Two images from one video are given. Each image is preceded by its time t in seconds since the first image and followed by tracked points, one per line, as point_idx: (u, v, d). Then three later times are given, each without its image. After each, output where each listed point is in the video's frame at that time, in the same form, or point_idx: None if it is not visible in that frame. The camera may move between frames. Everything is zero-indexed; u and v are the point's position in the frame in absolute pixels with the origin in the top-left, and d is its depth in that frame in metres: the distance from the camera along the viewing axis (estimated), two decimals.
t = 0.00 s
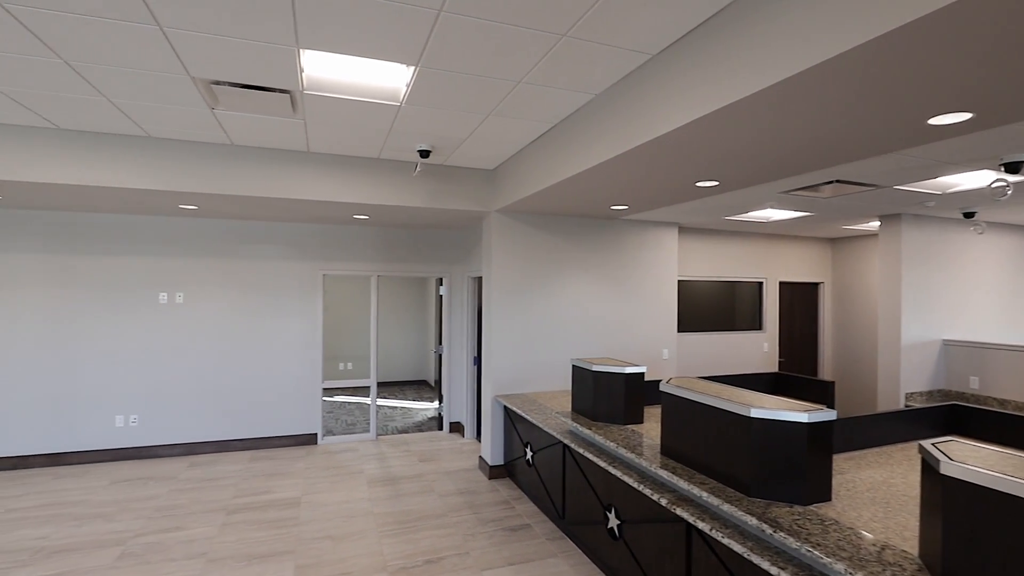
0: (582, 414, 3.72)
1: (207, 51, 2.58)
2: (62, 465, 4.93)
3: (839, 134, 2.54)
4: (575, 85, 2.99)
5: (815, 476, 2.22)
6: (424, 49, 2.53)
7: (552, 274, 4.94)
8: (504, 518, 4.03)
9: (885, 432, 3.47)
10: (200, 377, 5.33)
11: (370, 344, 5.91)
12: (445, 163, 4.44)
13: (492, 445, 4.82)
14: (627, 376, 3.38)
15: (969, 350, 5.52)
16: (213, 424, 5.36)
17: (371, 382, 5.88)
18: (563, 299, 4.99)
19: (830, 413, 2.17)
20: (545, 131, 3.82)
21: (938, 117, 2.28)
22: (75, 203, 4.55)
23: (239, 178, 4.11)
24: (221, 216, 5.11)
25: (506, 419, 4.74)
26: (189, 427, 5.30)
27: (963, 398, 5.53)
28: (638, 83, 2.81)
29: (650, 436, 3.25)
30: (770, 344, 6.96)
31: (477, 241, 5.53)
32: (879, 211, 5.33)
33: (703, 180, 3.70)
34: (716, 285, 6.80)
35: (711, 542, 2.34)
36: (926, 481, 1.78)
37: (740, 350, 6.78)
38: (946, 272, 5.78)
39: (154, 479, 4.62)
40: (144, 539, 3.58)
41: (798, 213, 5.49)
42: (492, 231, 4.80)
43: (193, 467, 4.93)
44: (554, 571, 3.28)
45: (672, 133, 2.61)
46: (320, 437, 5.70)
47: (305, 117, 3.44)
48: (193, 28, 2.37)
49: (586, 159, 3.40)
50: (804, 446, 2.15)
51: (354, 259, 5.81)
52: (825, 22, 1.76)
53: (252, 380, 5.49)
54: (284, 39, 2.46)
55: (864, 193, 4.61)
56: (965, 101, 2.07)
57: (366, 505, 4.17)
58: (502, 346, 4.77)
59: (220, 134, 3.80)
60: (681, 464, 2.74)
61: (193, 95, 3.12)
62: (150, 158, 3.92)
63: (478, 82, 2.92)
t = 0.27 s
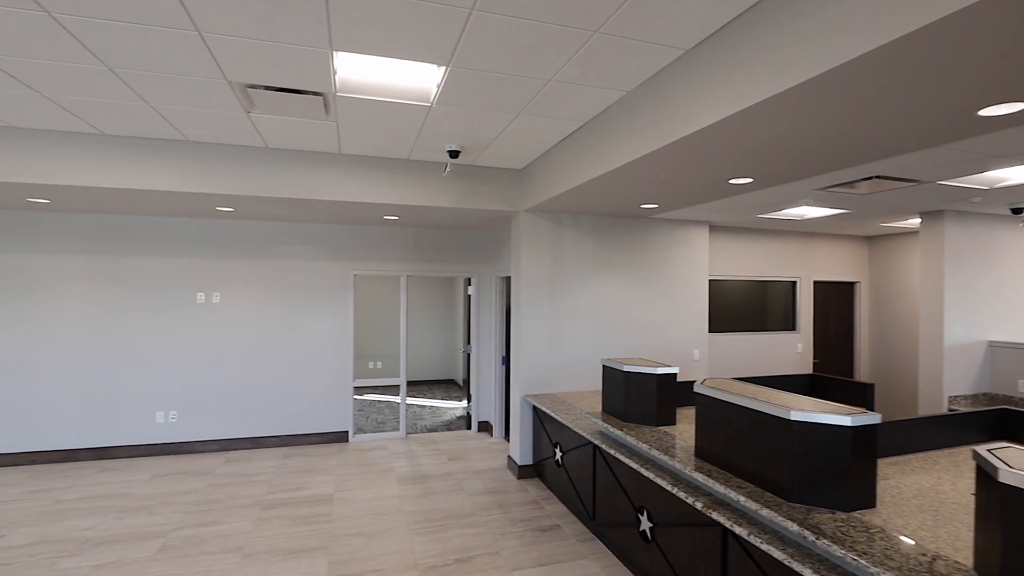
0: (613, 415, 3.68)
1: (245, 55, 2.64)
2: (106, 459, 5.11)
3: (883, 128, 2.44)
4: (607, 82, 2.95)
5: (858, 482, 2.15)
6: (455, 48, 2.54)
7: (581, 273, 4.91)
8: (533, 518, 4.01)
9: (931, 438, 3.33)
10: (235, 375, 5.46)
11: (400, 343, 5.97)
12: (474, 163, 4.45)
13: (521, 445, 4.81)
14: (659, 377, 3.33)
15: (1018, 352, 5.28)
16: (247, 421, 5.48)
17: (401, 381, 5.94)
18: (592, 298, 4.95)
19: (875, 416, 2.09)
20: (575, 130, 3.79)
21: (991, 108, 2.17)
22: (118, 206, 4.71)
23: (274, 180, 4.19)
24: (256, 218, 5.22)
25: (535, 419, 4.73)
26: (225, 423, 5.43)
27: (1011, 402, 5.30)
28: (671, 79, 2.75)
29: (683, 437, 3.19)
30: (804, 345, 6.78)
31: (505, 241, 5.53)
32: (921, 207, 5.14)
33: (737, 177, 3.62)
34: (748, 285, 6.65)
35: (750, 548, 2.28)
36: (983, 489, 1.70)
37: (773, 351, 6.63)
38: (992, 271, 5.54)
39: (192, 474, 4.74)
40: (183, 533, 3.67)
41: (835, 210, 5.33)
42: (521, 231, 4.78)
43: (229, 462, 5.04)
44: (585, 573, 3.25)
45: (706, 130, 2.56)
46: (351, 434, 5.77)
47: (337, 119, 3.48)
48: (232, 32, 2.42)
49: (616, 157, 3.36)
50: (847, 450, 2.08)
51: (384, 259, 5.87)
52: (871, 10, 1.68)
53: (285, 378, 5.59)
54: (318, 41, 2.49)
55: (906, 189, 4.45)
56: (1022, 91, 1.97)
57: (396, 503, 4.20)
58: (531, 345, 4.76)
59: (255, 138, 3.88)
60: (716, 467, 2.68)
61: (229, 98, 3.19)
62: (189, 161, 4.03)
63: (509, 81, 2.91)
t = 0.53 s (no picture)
0: (644, 414, 3.67)
1: (284, 61, 2.73)
2: (152, 453, 5.32)
3: (927, 124, 2.37)
4: (638, 80, 2.95)
5: (906, 488, 2.09)
6: (488, 48, 2.57)
7: (610, 273, 4.90)
8: (564, 518, 4.02)
9: (977, 442, 3.22)
10: (272, 373, 5.61)
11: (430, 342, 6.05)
12: (504, 164, 4.49)
13: (550, 444, 4.83)
14: (691, 377, 3.31)
15: None
16: (284, 417, 5.63)
17: (430, 380, 6.01)
18: (622, 298, 4.93)
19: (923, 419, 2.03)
20: (605, 129, 3.79)
21: None
22: (162, 210, 4.90)
23: (310, 182, 4.30)
24: (291, 220, 5.36)
25: (565, 419, 4.73)
26: (263, 420, 5.59)
27: None
28: (704, 77, 2.73)
29: (717, 439, 3.16)
30: (839, 345, 6.62)
31: (534, 241, 5.55)
32: (964, 204, 4.97)
33: (771, 175, 3.57)
34: (781, 284, 6.53)
35: (790, 553, 2.25)
36: None
37: (807, 352, 6.49)
38: None
39: (232, 468, 4.90)
40: (224, 524, 3.80)
41: (873, 207, 5.20)
42: (550, 231, 4.80)
43: (267, 457, 5.19)
44: (617, 573, 3.25)
45: (741, 128, 2.53)
46: (383, 432, 5.87)
47: (370, 122, 3.56)
48: (273, 39, 2.51)
49: (647, 156, 3.34)
50: (892, 454, 2.03)
51: (414, 260, 5.96)
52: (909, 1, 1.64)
53: (319, 376, 5.73)
54: (354, 45, 2.56)
55: (949, 185, 4.31)
56: None
57: (428, 499, 4.27)
58: (560, 345, 4.78)
59: (292, 142, 3.99)
60: (753, 470, 2.65)
61: (268, 104, 3.29)
62: (230, 165, 4.18)
63: (541, 81, 2.94)
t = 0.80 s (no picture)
0: (678, 413, 3.65)
1: (325, 66, 2.82)
2: (198, 446, 5.53)
3: (973, 119, 2.31)
4: (672, 77, 2.94)
5: (960, 493, 2.03)
6: (522, 48, 2.61)
7: (641, 272, 4.89)
8: (596, 516, 4.03)
9: None
10: (310, 370, 5.77)
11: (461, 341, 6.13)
12: (535, 164, 4.53)
13: (581, 443, 4.84)
14: (726, 376, 3.28)
15: None
16: (321, 413, 5.79)
17: (461, 378, 6.10)
18: (653, 296, 4.92)
19: (977, 421, 1.97)
20: (636, 128, 3.80)
21: None
22: (206, 213, 5.10)
23: (347, 184, 4.41)
24: (327, 221, 5.51)
25: (596, 417, 4.74)
26: (302, 415, 5.75)
27: None
28: (739, 73, 2.70)
29: (754, 439, 3.14)
30: (874, 344, 6.44)
31: (564, 240, 5.57)
32: (1011, 199, 4.79)
33: (808, 172, 3.51)
34: (816, 282, 6.40)
35: (834, 557, 2.21)
36: None
37: (844, 352, 6.35)
38: None
39: (272, 461, 5.06)
40: (266, 515, 3.94)
41: (913, 204, 5.05)
42: (581, 230, 4.82)
43: (304, 451, 5.34)
44: (651, 572, 3.25)
45: (778, 126, 2.51)
46: (415, 428, 5.97)
47: (405, 125, 3.64)
48: (315, 45, 2.60)
49: (680, 154, 3.33)
50: (944, 457, 1.97)
51: (445, 260, 6.05)
52: None
53: (355, 373, 5.86)
54: (392, 49, 2.63)
55: (995, 180, 4.17)
56: None
57: (461, 495, 4.34)
58: (591, 344, 4.79)
59: (330, 146, 4.11)
60: (793, 472, 2.62)
61: (308, 108, 3.40)
62: (271, 168, 4.32)
63: (574, 79, 2.97)
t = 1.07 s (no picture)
0: (709, 414, 3.58)
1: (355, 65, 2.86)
2: (232, 440, 5.67)
3: None
4: (704, 69, 2.88)
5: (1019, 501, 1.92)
6: (551, 42, 2.59)
7: (669, 270, 4.82)
8: (624, 517, 3.99)
9: None
10: (340, 367, 5.86)
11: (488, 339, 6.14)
12: (562, 161, 4.51)
13: (608, 443, 4.80)
14: (761, 376, 3.18)
15: None
16: (349, 409, 5.87)
17: (487, 376, 6.11)
18: (682, 295, 4.84)
19: None
20: (665, 123, 3.74)
21: None
22: (240, 213, 5.22)
23: (376, 183, 4.46)
24: (356, 221, 5.58)
25: (624, 417, 4.69)
26: (332, 411, 5.84)
27: None
28: (773, 65, 2.62)
29: (790, 442, 3.06)
30: (915, 346, 6.22)
31: (591, 239, 5.52)
32: None
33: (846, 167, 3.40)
34: (852, 280, 6.21)
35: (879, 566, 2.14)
36: None
37: (881, 352, 6.14)
38: None
39: (302, 456, 5.16)
40: (297, 509, 4.01)
41: (957, 198, 4.85)
42: (608, 227, 4.77)
43: (334, 447, 5.43)
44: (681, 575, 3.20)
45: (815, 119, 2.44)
46: (442, 426, 6.01)
47: (433, 123, 3.66)
48: (345, 44, 2.63)
49: (711, 149, 3.27)
50: (1002, 463, 1.87)
51: (471, 258, 6.07)
52: None
53: (383, 370, 5.93)
54: (421, 46, 2.64)
55: None
56: None
57: (488, 493, 4.34)
58: (619, 343, 4.74)
59: (359, 146, 4.16)
60: (833, 476, 2.54)
61: (337, 108, 3.45)
62: (301, 167, 4.40)
63: (603, 73, 2.93)
